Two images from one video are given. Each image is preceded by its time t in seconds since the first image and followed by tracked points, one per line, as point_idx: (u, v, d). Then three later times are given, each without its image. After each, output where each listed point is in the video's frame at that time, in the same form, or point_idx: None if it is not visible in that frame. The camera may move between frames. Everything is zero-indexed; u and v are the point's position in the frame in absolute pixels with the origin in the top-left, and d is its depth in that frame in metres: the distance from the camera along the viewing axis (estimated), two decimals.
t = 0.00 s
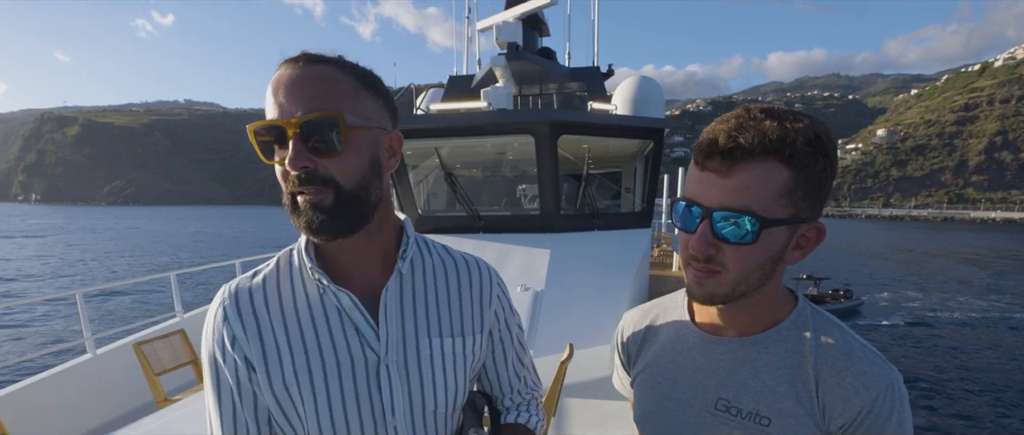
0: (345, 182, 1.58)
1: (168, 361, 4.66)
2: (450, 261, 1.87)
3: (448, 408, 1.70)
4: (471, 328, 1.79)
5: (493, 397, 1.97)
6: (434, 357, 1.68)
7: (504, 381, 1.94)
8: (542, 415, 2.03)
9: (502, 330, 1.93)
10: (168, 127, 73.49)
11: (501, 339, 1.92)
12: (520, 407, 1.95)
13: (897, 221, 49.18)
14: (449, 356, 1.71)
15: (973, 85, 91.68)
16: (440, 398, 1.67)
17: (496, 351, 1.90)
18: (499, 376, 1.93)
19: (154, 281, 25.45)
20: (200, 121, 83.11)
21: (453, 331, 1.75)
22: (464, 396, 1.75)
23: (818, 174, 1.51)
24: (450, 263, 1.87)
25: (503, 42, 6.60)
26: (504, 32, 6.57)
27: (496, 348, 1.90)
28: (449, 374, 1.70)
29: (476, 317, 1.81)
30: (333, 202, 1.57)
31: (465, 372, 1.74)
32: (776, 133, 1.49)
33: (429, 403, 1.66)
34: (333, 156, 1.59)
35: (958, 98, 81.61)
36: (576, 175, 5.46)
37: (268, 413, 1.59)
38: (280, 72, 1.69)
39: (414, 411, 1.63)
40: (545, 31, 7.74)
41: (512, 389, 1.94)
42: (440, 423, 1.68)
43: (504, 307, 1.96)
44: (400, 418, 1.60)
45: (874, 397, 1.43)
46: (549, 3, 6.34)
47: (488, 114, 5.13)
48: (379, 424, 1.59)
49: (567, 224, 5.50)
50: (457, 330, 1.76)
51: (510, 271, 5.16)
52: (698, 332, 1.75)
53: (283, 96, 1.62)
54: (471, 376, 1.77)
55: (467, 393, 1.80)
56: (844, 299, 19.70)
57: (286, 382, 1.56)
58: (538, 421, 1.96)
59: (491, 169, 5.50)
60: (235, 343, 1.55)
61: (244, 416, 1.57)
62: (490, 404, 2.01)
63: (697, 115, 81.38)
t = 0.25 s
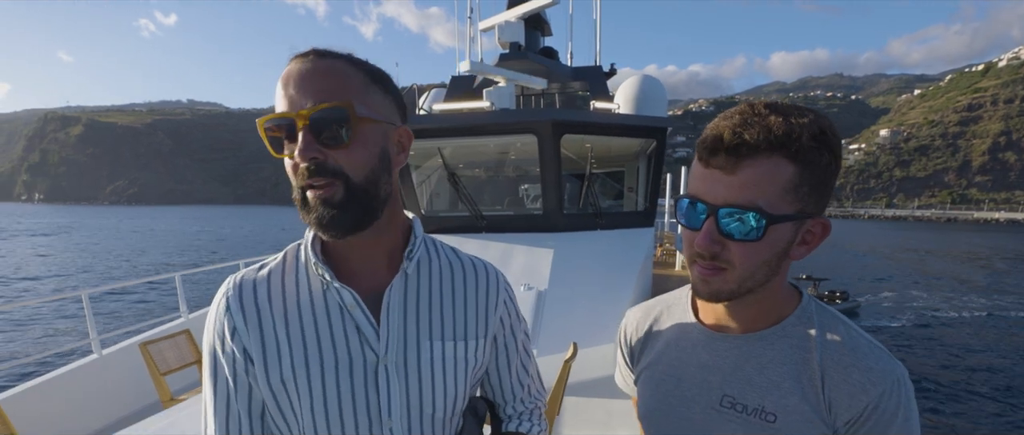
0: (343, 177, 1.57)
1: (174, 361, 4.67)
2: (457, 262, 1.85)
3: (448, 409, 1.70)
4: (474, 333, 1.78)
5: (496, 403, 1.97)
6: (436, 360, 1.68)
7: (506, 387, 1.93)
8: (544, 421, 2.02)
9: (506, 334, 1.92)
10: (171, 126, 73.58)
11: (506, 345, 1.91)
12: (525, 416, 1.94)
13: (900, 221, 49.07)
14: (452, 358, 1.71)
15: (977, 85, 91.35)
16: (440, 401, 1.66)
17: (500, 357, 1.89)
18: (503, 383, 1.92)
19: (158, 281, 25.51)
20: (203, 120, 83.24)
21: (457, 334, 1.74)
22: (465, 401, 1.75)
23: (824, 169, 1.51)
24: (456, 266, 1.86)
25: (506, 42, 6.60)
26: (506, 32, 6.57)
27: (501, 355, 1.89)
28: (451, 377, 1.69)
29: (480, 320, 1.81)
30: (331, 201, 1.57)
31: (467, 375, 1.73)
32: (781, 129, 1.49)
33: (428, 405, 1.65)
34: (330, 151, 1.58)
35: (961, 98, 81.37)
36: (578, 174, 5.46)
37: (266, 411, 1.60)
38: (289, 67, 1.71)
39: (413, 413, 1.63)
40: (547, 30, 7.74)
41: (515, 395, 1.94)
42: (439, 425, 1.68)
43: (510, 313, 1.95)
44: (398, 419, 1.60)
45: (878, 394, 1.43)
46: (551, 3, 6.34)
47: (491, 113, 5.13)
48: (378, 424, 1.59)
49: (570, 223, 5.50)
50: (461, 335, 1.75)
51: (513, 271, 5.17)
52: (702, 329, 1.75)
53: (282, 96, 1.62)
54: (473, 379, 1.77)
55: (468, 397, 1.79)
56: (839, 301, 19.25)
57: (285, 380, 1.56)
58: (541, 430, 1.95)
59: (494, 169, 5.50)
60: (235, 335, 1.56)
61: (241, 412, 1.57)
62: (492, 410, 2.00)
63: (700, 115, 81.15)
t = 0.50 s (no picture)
0: (367, 164, 1.62)
1: (178, 362, 4.67)
2: (464, 262, 1.85)
3: (455, 412, 1.69)
4: (484, 333, 1.77)
5: (503, 405, 1.96)
6: (443, 363, 1.68)
7: (514, 391, 1.92)
8: (551, 423, 2.02)
9: (514, 336, 1.91)
10: (171, 126, 73.46)
11: (513, 347, 1.90)
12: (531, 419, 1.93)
13: (901, 221, 49.02)
14: (460, 362, 1.70)
15: (978, 85, 91.55)
16: (445, 406, 1.66)
17: (508, 359, 1.89)
18: (509, 386, 1.92)
19: (159, 282, 25.44)
20: (204, 120, 83.14)
21: (466, 336, 1.74)
22: (472, 406, 1.73)
23: (841, 164, 1.49)
24: (462, 262, 1.86)
25: (508, 42, 6.59)
26: (508, 32, 6.56)
27: (509, 356, 1.89)
28: (458, 379, 1.69)
29: (488, 321, 1.80)
30: (351, 187, 1.59)
31: (475, 378, 1.73)
32: (795, 122, 1.48)
33: (435, 410, 1.65)
34: (357, 136, 1.64)
35: (963, 98, 81.23)
36: (581, 174, 5.45)
37: (270, 417, 1.58)
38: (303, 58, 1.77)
39: (420, 416, 1.63)
40: (550, 30, 7.72)
41: (522, 399, 1.93)
42: (446, 427, 1.68)
43: (519, 313, 1.95)
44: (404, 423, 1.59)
45: (896, 397, 1.41)
46: (553, 3, 6.32)
47: (493, 113, 5.13)
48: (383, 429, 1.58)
49: (573, 223, 5.48)
50: (469, 337, 1.74)
51: (517, 271, 5.16)
52: (715, 331, 1.73)
53: (308, 82, 1.69)
54: (480, 383, 1.76)
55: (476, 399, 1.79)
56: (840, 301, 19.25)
57: (288, 385, 1.55)
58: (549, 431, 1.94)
59: (497, 169, 5.49)
60: (236, 337, 1.54)
61: (244, 418, 1.56)
62: (499, 412, 2.00)
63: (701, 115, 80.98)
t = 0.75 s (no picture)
0: (369, 159, 1.61)
1: (181, 363, 4.67)
2: (465, 262, 1.85)
3: (461, 412, 1.68)
4: (485, 331, 1.77)
5: (506, 404, 1.96)
6: (447, 362, 1.67)
7: (517, 387, 1.93)
8: (555, 421, 2.03)
9: (517, 333, 1.92)
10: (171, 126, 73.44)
11: (516, 344, 1.91)
12: (533, 413, 1.95)
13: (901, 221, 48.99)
14: (464, 361, 1.70)
15: (977, 84, 91.63)
16: (450, 405, 1.65)
17: (511, 356, 1.90)
18: (512, 382, 1.92)
19: (159, 283, 25.39)
20: (203, 120, 83.12)
21: (470, 335, 1.74)
22: (477, 404, 1.74)
23: (849, 160, 1.48)
24: (464, 261, 1.87)
25: (509, 43, 6.58)
26: (509, 33, 6.55)
27: (512, 354, 1.90)
28: (462, 380, 1.68)
29: (492, 321, 1.79)
30: (353, 180, 1.58)
31: (479, 377, 1.72)
32: (801, 119, 1.47)
33: (441, 408, 1.64)
34: (357, 130, 1.63)
35: (963, 98, 81.25)
36: (582, 174, 5.45)
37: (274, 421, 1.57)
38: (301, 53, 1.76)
39: (428, 417, 1.62)
40: (551, 30, 7.71)
41: (526, 395, 1.94)
42: (454, 427, 1.67)
43: (519, 309, 1.96)
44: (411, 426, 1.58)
45: (909, 397, 1.40)
46: (554, 3, 6.31)
47: (494, 114, 5.12)
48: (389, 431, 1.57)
49: (574, 223, 5.47)
50: (471, 334, 1.75)
51: (519, 270, 5.15)
52: (723, 329, 1.73)
53: (304, 74, 1.68)
54: (484, 381, 1.76)
55: (480, 399, 1.78)
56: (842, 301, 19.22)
57: (292, 388, 1.54)
58: (552, 427, 1.94)
59: (498, 170, 5.49)
60: (235, 342, 1.52)
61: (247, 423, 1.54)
62: (502, 410, 2.00)
63: (700, 115, 81.02)
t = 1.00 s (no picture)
0: (380, 167, 1.62)
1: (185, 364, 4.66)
2: (468, 264, 1.89)
3: (469, 410, 1.70)
4: (490, 328, 1.81)
5: (507, 396, 1.99)
6: (457, 361, 1.69)
7: (519, 381, 1.97)
8: (554, 413, 2.06)
9: (518, 332, 1.98)
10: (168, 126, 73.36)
11: (517, 342, 1.96)
12: (533, 405, 1.99)
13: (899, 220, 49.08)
14: (472, 358, 1.72)
15: (974, 84, 91.98)
16: (459, 400, 1.66)
17: (513, 352, 1.94)
18: (514, 377, 1.96)
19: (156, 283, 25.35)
20: (201, 121, 83.05)
21: (475, 333, 1.77)
22: (484, 401, 1.76)
23: (873, 163, 1.49)
24: (467, 264, 1.90)
25: (510, 44, 6.58)
26: (510, 35, 6.55)
27: (513, 349, 1.95)
28: (468, 377, 1.70)
29: (493, 319, 1.83)
30: (361, 193, 1.59)
31: (483, 374, 1.75)
32: (826, 122, 1.48)
33: (451, 406, 1.65)
34: (366, 138, 1.63)
35: (961, 97, 81.30)
36: (584, 176, 5.45)
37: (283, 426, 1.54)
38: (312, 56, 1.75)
39: (440, 416, 1.62)
40: (551, 32, 7.71)
41: (527, 388, 1.99)
42: (463, 424, 1.68)
43: (518, 307, 1.99)
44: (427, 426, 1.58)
45: (933, 398, 1.39)
46: (555, 5, 6.31)
47: (497, 115, 5.11)
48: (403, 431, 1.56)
49: (578, 225, 5.46)
50: (477, 332, 1.77)
51: (520, 273, 5.15)
52: (742, 331, 1.73)
53: (308, 81, 1.66)
54: (489, 378, 1.79)
55: (484, 395, 1.80)
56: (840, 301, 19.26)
57: (306, 389, 1.51)
58: (552, 417, 1.99)
59: (500, 171, 5.49)
60: (241, 347, 1.48)
61: (253, 422, 1.52)
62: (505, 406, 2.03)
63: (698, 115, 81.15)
